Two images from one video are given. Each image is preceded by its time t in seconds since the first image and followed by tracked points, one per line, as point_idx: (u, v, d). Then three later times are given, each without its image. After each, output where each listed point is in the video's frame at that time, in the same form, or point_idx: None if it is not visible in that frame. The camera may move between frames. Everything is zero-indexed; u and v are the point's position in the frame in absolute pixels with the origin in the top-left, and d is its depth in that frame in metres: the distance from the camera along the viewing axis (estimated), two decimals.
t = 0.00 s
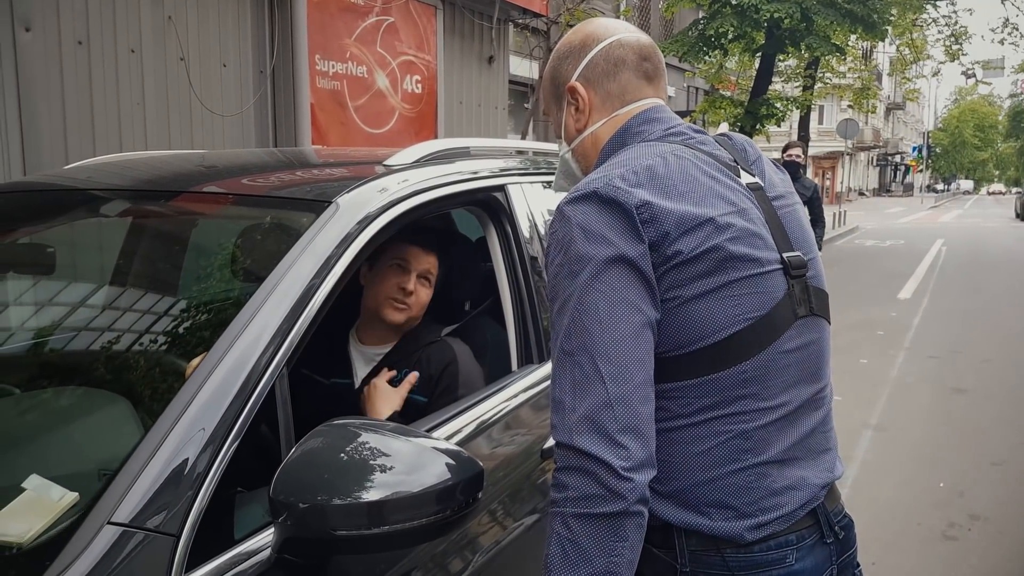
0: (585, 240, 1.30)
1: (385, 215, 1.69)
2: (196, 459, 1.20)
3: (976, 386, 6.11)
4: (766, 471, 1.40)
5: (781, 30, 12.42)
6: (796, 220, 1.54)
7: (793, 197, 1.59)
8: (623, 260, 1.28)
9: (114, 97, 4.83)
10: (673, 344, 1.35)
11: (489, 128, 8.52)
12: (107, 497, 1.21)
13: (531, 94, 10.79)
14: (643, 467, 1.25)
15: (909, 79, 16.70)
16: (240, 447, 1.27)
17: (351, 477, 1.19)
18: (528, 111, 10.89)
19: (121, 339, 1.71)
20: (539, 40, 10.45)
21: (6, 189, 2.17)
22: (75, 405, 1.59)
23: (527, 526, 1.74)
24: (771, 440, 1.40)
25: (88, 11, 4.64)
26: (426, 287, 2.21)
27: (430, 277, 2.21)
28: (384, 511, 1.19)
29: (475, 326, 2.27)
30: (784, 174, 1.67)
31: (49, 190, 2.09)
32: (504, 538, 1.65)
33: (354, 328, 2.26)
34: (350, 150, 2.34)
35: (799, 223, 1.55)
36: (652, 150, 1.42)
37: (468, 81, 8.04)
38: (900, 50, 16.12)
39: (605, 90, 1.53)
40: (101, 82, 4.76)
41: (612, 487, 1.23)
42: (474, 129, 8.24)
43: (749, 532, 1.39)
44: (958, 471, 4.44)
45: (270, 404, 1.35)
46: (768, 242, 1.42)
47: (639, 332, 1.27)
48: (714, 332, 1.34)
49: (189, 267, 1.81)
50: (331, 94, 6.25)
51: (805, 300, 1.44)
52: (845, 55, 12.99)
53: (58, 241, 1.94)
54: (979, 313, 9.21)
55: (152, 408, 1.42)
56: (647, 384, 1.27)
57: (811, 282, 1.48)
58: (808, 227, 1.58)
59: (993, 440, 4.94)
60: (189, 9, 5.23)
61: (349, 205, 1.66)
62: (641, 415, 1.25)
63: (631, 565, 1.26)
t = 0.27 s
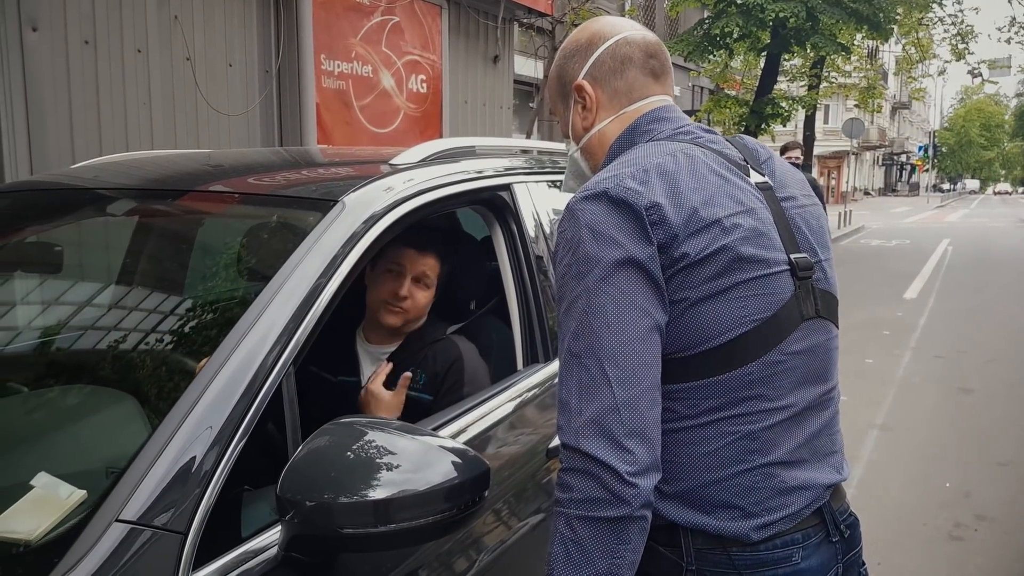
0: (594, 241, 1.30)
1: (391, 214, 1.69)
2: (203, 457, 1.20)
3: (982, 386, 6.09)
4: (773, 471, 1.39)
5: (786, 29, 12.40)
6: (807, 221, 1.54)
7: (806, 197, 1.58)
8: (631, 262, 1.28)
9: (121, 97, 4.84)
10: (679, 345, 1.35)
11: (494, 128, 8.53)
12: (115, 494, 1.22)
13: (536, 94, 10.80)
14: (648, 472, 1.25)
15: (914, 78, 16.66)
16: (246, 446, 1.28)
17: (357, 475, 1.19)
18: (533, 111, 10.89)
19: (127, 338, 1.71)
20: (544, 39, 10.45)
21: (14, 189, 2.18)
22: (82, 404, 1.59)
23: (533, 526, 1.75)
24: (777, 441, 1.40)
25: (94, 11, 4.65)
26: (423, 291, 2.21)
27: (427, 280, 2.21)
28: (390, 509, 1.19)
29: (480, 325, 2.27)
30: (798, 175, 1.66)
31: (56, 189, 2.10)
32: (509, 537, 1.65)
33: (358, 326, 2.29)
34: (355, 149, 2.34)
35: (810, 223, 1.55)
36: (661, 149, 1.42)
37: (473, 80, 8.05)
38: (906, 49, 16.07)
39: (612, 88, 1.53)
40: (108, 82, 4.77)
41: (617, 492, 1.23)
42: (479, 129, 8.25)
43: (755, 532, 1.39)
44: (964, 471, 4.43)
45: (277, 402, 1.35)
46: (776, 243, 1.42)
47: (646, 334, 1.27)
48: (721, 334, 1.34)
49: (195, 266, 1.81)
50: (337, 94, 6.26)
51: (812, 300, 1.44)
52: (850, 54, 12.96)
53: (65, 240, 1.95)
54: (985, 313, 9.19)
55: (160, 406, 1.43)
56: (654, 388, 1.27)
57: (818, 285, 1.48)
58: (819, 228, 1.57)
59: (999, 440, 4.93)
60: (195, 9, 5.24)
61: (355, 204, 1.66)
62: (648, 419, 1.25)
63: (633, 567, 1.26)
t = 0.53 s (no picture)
0: (604, 234, 1.30)
1: (396, 214, 1.70)
2: (209, 456, 1.21)
3: (987, 386, 6.08)
4: (779, 471, 1.39)
5: (791, 29, 12.38)
6: (823, 223, 1.52)
7: (823, 198, 1.56)
8: (641, 257, 1.28)
9: (127, 98, 4.86)
10: (685, 344, 1.35)
11: (498, 128, 8.53)
12: (121, 494, 1.22)
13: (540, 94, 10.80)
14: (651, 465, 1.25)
15: (919, 77, 16.62)
16: (252, 445, 1.28)
17: (362, 474, 1.20)
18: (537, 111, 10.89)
19: (134, 338, 1.71)
20: (548, 39, 10.46)
21: (20, 190, 2.19)
22: (88, 404, 1.60)
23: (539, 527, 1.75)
24: (783, 442, 1.40)
25: (100, 12, 4.67)
26: (419, 290, 2.21)
27: (421, 280, 2.21)
28: (395, 508, 1.20)
29: (484, 325, 2.27)
30: (816, 176, 1.64)
31: (61, 189, 2.11)
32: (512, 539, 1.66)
33: (364, 322, 2.31)
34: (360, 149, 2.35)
35: (827, 227, 1.52)
36: (671, 147, 1.43)
37: (477, 80, 8.05)
38: (910, 48, 16.03)
39: (630, 89, 1.51)
40: (114, 82, 4.78)
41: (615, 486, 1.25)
42: (484, 129, 8.26)
43: (760, 531, 1.39)
44: (969, 472, 4.42)
45: (282, 402, 1.36)
46: (786, 245, 1.41)
47: (654, 329, 1.27)
48: (728, 332, 1.34)
49: (201, 266, 1.81)
50: (342, 94, 6.27)
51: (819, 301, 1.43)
52: (855, 54, 12.94)
53: (70, 240, 1.96)
54: (991, 313, 9.16)
55: (166, 405, 1.43)
56: (660, 384, 1.27)
57: (828, 287, 1.47)
58: (836, 229, 1.55)
59: (1004, 440, 4.93)
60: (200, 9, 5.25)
61: (360, 204, 1.66)
62: (654, 414, 1.25)
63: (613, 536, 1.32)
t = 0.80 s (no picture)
0: (587, 253, 1.30)
1: (394, 214, 1.69)
2: (203, 458, 1.21)
3: (990, 386, 6.06)
4: (762, 486, 1.38)
5: (794, 29, 12.36)
6: (835, 234, 1.45)
7: (842, 206, 1.48)
8: (618, 281, 1.28)
9: (127, 97, 4.87)
10: (669, 361, 1.35)
11: (500, 127, 8.52)
12: (116, 494, 1.22)
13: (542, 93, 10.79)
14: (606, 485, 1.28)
15: (923, 77, 16.58)
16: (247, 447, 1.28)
17: (358, 475, 1.19)
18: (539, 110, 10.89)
19: (134, 337, 1.71)
20: (550, 39, 10.45)
21: (20, 189, 2.19)
22: (85, 403, 1.60)
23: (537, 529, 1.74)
24: (770, 457, 1.38)
25: (101, 11, 4.67)
26: (417, 288, 2.18)
27: (420, 278, 2.19)
28: (391, 509, 1.19)
29: (484, 325, 2.27)
30: (840, 178, 1.55)
31: (60, 189, 2.11)
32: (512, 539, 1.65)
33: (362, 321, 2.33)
34: (360, 149, 2.34)
35: (835, 240, 1.45)
36: (667, 156, 1.40)
37: (479, 80, 8.05)
38: (914, 47, 16.00)
39: (653, 72, 1.47)
40: (115, 82, 4.79)
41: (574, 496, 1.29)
42: (486, 128, 8.25)
43: (736, 542, 1.38)
44: (971, 472, 4.40)
45: (279, 403, 1.36)
46: (788, 263, 1.38)
47: (627, 354, 1.28)
48: (710, 355, 1.33)
49: (201, 266, 1.81)
50: (343, 93, 6.27)
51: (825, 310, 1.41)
52: (858, 53, 12.92)
53: (70, 240, 1.96)
54: (994, 313, 9.14)
55: (163, 406, 1.43)
56: (628, 410, 1.28)
57: (830, 303, 1.42)
58: (852, 240, 1.48)
59: (1007, 441, 4.91)
60: (201, 9, 5.26)
61: (358, 205, 1.66)
62: (615, 439, 1.27)
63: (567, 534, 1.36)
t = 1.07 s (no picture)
0: (589, 243, 1.29)
1: (394, 210, 1.68)
2: (202, 455, 1.20)
3: (993, 385, 6.05)
4: (750, 486, 1.36)
5: (795, 27, 12.35)
6: (850, 237, 1.41)
7: (860, 209, 1.44)
8: (616, 276, 1.27)
9: (127, 95, 4.86)
10: (665, 358, 1.34)
11: (501, 126, 8.50)
12: (115, 491, 1.21)
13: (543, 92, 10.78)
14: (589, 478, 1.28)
15: (924, 76, 16.56)
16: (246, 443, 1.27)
17: (359, 471, 1.18)
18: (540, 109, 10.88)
19: (132, 334, 1.71)
20: (552, 37, 10.44)
21: (19, 185, 2.19)
22: (83, 399, 1.58)
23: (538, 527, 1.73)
24: (761, 459, 1.36)
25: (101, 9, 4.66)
26: (412, 280, 2.18)
27: (412, 271, 2.18)
28: (393, 505, 1.18)
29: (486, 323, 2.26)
30: (864, 179, 1.49)
31: (59, 185, 2.10)
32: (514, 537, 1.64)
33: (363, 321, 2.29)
34: (361, 146, 2.33)
35: (851, 244, 1.41)
36: (675, 147, 1.39)
37: (481, 78, 8.04)
38: (915, 46, 15.98)
39: (682, 53, 1.42)
40: (114, 79, 4.78)
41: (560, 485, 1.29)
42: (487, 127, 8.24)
43: (719, 539, 1.37)
44: (973, 471, 4.39)
45: (279, 399, 1.35)
46: (796, 267, 1.35)
47: (621, 350, 1.27)
48: (705, 355, 1.32)
49: (201, 262, 1.80)
50: (344, 91, 6.25)
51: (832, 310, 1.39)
52: (859, 52, 12.91)
53: (70, 236, 1.96)
54: (996, 312, 9.12)
55: (163, 402, 1.42)
56: (619, 407, 1.27)
57: (836, 311, 1.39)
58: (866, 244, 1.45)
59: (1009, 440, 4.90)
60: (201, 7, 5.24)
61: (358, 200, 1.65)
62: (603, 435, 1.27)
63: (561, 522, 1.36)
